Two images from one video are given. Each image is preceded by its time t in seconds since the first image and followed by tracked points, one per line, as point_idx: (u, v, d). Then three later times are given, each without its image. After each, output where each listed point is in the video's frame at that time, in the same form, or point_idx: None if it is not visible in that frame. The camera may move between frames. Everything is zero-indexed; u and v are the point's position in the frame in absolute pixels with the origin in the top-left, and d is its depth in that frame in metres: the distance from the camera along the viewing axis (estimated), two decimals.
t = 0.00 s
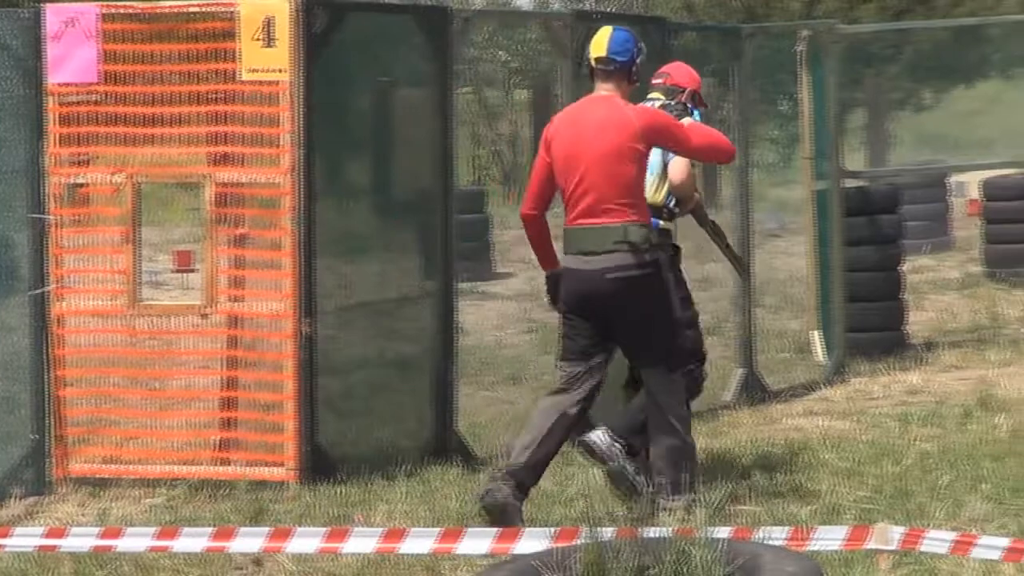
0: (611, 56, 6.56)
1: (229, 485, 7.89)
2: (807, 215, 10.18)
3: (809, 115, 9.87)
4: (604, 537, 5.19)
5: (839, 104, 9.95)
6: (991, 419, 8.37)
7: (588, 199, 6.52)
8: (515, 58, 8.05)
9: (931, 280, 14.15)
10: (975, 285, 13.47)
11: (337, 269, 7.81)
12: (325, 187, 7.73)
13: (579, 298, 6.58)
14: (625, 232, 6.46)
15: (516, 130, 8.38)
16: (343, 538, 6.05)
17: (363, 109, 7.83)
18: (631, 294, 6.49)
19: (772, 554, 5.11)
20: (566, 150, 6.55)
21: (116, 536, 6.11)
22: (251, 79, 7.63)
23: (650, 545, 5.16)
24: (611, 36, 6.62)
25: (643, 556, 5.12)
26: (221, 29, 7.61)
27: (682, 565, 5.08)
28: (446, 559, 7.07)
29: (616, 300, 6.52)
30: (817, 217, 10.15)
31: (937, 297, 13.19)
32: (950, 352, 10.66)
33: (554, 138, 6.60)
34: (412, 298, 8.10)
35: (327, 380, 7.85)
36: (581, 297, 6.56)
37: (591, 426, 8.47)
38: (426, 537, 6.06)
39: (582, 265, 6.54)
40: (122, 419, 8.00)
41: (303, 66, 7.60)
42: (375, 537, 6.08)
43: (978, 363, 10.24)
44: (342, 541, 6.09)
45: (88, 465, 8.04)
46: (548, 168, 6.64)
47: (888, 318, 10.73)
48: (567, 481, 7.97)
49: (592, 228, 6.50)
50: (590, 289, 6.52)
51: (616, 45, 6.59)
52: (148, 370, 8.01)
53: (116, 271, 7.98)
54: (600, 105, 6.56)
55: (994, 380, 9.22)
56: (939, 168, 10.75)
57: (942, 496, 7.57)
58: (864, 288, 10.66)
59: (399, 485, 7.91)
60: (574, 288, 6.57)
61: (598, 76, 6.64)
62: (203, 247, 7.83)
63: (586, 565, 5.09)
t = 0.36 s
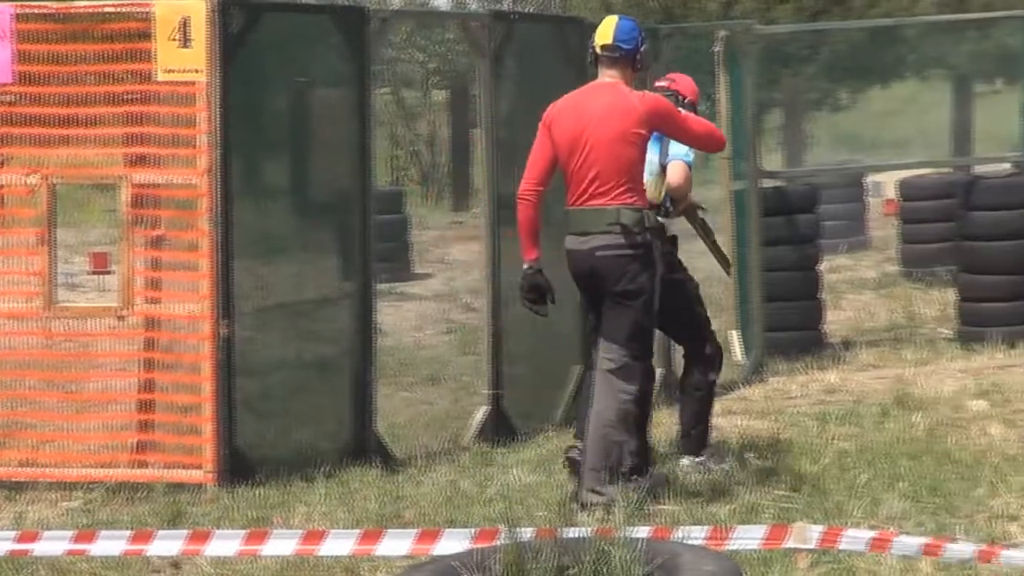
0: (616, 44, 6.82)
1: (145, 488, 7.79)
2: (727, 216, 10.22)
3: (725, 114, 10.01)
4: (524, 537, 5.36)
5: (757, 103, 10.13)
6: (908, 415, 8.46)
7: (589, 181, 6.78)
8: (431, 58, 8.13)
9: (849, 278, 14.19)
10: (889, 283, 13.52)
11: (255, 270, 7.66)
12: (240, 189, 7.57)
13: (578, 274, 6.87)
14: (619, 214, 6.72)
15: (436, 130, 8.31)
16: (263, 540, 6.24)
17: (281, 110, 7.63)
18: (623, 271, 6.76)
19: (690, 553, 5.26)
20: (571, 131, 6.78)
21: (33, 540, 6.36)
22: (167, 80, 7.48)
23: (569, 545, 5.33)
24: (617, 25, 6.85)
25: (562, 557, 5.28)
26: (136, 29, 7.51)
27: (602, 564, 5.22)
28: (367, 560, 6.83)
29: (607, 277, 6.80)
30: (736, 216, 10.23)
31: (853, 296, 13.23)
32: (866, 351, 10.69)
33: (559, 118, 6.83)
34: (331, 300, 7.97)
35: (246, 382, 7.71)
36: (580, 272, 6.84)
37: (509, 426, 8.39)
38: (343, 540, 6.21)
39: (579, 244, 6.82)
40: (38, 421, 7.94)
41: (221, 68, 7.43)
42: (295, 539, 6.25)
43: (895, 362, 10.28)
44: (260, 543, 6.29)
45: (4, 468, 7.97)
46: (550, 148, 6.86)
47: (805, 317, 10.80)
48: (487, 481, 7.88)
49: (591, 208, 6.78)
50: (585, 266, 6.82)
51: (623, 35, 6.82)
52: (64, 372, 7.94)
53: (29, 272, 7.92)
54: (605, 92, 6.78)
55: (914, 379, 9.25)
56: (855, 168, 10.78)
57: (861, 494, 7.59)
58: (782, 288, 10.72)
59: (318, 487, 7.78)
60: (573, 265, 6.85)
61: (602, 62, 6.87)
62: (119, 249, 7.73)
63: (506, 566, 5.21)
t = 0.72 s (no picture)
0: (603, 50, 6.66)
1: (69, 490, 7.49)
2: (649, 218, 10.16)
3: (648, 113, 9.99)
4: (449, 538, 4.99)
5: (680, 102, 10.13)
6: (832, 412, 8.48)
7: (587, 187, 6.64)
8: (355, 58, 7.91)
9: (770, 277, 14.10)
10: (812, 282, 13.47)
11: (177, 270, 7.44)
12: (162, 189, 7.35)
13: (575, 275, 6.71)
14: (617, 215, 6.57)
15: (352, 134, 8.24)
16: (187, 541, 6.18)
17: (203, 111, 7.44)
18: (621, 272, 6.59)
19: (617, 550, 4.88)
20: (566, 138, 6.65)
21: None
22: (89, 80, 7.29)
23: (495, 544, 4.93)
24: (604, 29, 6.71)
25: (487, 556, 4.90)
26: (56, 29, 7.32)
27: (528, 564, 4.82)
28: (292, 559, 6.60)
29: (610, 277, 6.62)
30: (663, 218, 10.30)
31: (777, 295, 13.16)
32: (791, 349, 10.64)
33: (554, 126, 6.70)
34: (256, 301, 7.77)
35: (170, 382, 7.47)
36: (578, 273, 6.68)
37: (434, 425, 8.18)
38: (267, 541, 6.12)
39: (578, 244, 6.66)
40: None
41: (143, 68, 7.24)
42: (220, 541, 6.13)
43: (820, 360, 10.22)
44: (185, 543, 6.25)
45: None
46: (546, 155, 6.73)
47: (729, 316, 10.77)
48: (411, 481, 7.74)
49: (588, 211, 6.63)
50: (585, 266, 6.65)
51: (609, 39, 6.68)
52: None
53: None
54: (599, 97, 6.65)
55: (841, 376, 9.21)
56: (779, 168, 10.73)
57: (785, 492, 7.55)
58: (707, 288, 10.72)
59: (242, 487, 7.54)
60: (570, 266, 6.70)
61: (591, 68, 6.73)
62: (41, 249, 7.51)
63: (431, 567, 4.83)
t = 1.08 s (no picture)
0: (595, 50, 6.75)
1: None
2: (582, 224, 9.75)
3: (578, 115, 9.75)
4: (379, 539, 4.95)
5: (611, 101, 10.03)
6: (761, 412, 8.45)
7: (574, 180, 6.69)
8: (285, 58, 7.93)
9: (699, 277, 14.04)
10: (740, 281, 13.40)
11: (105, 271, 7.28)
12: (89, 188, 7.19)
13: (559, 268, 6.72)
14: (607, 208, 6.62)
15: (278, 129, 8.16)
16: (116, 543, 6.10)
17: (133, 110, 7.31)
18: (612, 264, 6.64)
19: (545, 550, 4.96)
20: (556, 131, 6.71)
21: None
22: (15, 79, 7.12)
23: (423, 544, 4.95)
24: (595, 29, 6.81)
25: (416, 555, 4.89)
26: None
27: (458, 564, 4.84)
28: (221, 561, 6.33)
29: (601, 268, 6.65)
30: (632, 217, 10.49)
31: (706, 294, 13.11)
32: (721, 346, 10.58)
33: (543, 119, 6.77)
34: (184, 301, 7.65)
35: (99, 383, 7.30)
36: (564, 265, 6.69)
37: (364, 424, 8.09)
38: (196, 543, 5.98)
39: (564, 236, 6.68)
40: None
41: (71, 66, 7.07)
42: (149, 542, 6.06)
43: (748, 359, 10.00)
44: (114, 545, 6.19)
45: None
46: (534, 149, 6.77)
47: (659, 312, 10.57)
48: (341, 481, 7.65)
49: (575, 203, 6.66)
50: (576, 258, 6.65)
51: (600, 39, 6.78)
52: None
53: None
54: (588, 94, 6.73)
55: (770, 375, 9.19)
56: (708, 168, 10.69)
57: (714, 491, 7.46)
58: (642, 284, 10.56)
59: (171, 488, 7.40)
60: (556, 258, 6.70)
61: (579, 67, 6.82)
62: None
63: (362, 567, 4.82)
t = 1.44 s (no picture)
0: (603, 56, 6.97)
1: None
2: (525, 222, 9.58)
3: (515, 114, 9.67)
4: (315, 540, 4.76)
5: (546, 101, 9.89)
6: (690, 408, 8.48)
7: (585, 181, 6.88)
8: (221, 58, 7.95)
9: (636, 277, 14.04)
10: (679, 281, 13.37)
11: (41, 271, 7.16)
12: (25, 186, 7.04)
13: (573, 264, 6.90)
14: (619, 206, 6.84)
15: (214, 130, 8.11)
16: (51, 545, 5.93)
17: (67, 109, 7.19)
18: (626, 258, 6.85)
19: (485, 550, 4.73)
20: (569, 133, 6.90)
21: None
22: None
23: (359, 544, 4.70)
24: (603, 36, 7.00)
25: (353, 555, 4.67)
26: None
27: (394, 563, 4.61)
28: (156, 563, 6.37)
29: (612, 263, 6.85)
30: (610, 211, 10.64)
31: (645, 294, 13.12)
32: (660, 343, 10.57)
33: (556, 122, 6.95)
34: (120, 301, 7.56)
35: (34, 385, 7.17)
36: (578, 261, 6.87)
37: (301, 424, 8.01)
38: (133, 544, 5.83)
39: (578, 234, 6.87)
40: None
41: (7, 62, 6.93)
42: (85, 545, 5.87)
43: (684, 357, 10.00)
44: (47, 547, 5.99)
45: None
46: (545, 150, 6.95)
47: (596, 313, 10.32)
48: (278, 482, 7.54)
49: (586, 202, 6.86)
50: (588, 254, 6.84)
51: (609, 45, 6.98)
52: None
53: None
54: (598, 97, 6.93)
55: (707, 374, 9.19)
56: (644, 168, 10.70)
57: (651, 490, 7.39)
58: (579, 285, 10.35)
59: (108, 490, 7.29)
60: (571, 255, 6.88)
61: (587, 72, 7.02)
62: None
63: (298, 567, 4.63)
